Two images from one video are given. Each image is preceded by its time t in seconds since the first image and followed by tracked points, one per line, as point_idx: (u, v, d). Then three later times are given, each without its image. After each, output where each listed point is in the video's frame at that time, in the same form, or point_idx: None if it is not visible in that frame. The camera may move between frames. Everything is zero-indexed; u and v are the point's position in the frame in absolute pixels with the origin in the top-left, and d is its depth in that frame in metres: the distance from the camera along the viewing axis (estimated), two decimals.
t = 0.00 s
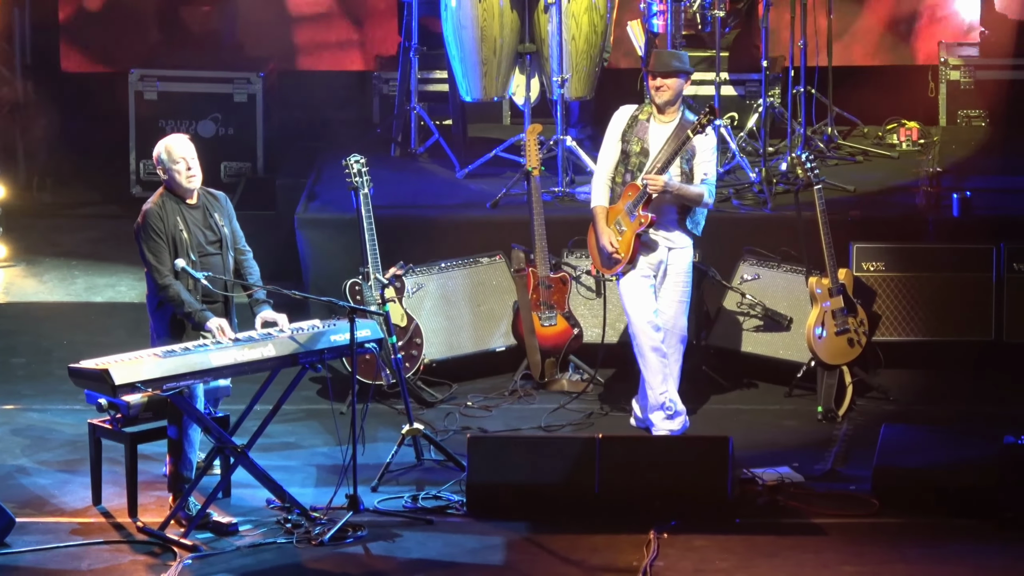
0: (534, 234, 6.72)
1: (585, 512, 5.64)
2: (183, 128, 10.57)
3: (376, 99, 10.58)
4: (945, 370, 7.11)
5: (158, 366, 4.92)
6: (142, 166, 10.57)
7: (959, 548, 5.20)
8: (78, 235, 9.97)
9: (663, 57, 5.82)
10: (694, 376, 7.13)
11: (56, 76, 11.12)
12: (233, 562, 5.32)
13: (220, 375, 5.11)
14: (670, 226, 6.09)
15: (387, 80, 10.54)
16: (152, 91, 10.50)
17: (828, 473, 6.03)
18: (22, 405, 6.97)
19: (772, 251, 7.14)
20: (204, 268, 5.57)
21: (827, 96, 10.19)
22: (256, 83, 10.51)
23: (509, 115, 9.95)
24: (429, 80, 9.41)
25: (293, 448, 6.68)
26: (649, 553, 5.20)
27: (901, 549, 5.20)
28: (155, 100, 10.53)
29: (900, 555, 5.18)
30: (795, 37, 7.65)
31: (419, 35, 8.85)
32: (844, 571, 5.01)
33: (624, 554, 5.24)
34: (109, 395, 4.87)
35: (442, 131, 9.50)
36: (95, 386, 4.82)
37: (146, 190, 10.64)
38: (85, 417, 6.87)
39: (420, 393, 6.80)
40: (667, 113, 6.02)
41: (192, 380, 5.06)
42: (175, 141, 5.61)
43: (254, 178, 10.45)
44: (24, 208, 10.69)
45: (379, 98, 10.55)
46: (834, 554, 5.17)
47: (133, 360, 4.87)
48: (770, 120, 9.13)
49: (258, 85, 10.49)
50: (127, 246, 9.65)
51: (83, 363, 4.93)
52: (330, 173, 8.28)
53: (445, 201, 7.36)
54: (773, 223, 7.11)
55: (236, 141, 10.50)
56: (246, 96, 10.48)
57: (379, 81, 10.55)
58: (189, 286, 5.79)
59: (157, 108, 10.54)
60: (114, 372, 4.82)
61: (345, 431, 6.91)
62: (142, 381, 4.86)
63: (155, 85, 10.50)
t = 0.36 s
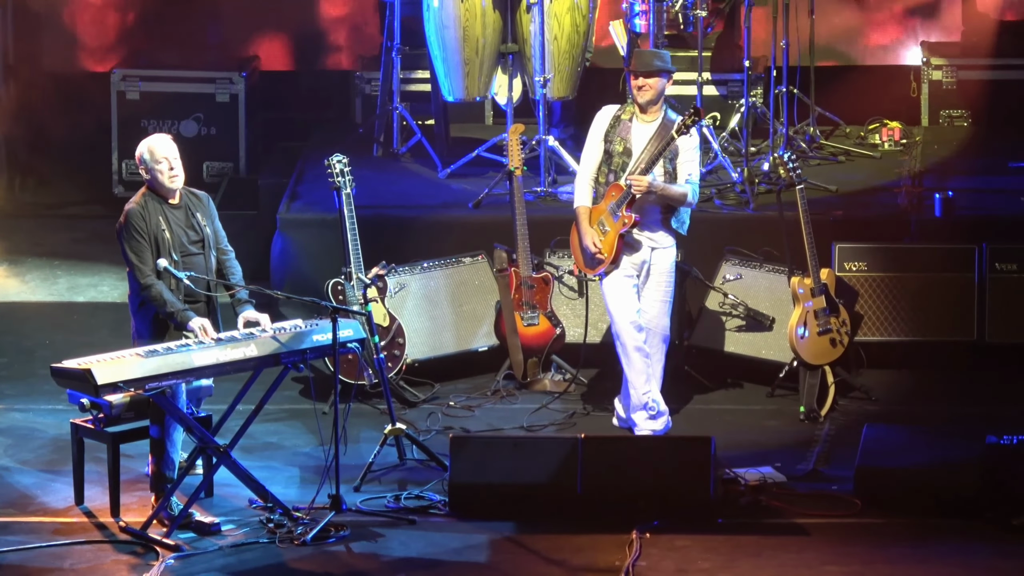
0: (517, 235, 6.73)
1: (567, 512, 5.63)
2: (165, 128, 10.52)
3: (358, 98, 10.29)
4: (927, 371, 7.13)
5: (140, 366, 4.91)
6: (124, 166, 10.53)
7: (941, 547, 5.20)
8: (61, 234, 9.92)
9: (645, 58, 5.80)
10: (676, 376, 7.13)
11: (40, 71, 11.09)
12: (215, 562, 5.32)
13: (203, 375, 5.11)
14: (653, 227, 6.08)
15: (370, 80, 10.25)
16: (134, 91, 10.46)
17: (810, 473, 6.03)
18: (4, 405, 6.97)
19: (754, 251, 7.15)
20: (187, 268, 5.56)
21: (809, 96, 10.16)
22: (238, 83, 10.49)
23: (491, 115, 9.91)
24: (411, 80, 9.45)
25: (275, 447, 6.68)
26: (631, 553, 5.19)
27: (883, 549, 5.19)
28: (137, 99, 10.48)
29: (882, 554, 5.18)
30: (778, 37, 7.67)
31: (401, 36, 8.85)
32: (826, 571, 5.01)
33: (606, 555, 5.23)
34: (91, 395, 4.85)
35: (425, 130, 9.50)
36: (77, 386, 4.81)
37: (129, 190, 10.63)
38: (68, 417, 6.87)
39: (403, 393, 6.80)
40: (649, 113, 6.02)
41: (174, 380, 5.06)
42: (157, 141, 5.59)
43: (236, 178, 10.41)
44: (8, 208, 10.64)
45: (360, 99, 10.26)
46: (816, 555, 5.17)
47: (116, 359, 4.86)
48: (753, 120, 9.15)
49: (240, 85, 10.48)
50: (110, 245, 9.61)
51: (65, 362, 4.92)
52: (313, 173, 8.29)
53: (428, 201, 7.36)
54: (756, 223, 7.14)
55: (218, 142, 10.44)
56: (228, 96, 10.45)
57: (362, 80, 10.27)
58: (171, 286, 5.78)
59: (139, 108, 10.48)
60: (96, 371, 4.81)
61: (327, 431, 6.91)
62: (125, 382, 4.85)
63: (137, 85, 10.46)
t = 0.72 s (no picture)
0: (502, 239, 6.73)
1: (552, 515, 5.62)
2: (151, 132, 10.49)
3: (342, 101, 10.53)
4: (912, 374, 7.13)
5: (126, 369, 4.90)
6: (109, 170, 10.51)
7: (927, 549, 5.19)
8: (47, 237, 9.90)
9: (631, 61, 5.78)
10: (662, 379, 7.13)
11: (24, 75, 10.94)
12: (200, 565, 5.30)
13: (188, 378, 5.09)
14: (643, 226, 6.08)
15: (354, 84, 10.46)
16: (119, 95, 10.44)
17: (795, 475, 6.02)
18: None
19: (739, 254, 7.17)
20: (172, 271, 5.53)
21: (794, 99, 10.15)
22: (224, 86, 10.41)
23: (477, 118, 9.91)
24: (393, 83, 9.46)
25: (261, 451, 6.68)
26: (616, 556, 5.18)
27: (869, 551, 5.18)
28: (122, 103, 10.46)
29: (868, 556, 5.16)
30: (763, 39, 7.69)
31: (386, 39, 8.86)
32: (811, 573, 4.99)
33: (591, 558, 5.21)
34: (76, 399, 4.83)
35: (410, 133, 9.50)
36: (62, 389, 4.79)
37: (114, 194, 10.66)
38: (53, 420, 6.87)
39: (388, 396, 6.81)
40: (636, 114, 6.00)
41: (160, 384, 5.04)
42: (142, 145, 5.54)
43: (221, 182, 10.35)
44: None
45: (346, 103, 10.53)
46: (802, 557, 5.15)
47: (102, 363, 4.84)
48: (738, 123, 9.18)
49: (225, 89, 10.41)
50: (96, 248, 9.59)
51: (51, 366, 4.90)
52: (298, 176, 8.29)
53: (413, 204, 7.37)
54: (741, 226, 7.14)
55: (204, 144, 10.41)
56: (213, 100, 10.38)
57: (348, 83, 10.49)
58: (156, 289, 5.75)
59: (125, 112, 10.46)
60: (81, 375, 4.79)
61: (313, 434, 6.91)
62: (110, 385, 4.83)
63: (122, 89, 10.44)
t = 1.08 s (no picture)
0: (489, 241, 6.73)
1: (538, 518, 5.60)
2: (138, 134, 10.54)
3: (329, 103, 10.66)
4: (898, 378, 7.14)
5: (112, 372, 4.86)
6: (96, 172, 10.51)
7: (914, 552, 5.16)
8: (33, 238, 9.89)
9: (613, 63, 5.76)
10: (649, 382, 7.14)
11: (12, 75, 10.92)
12: (185, 569, 5.29)
13: (175, 381, 5.06)
14: (633, 224, 6.06)
15: (342, 87, 10.64)
16: (105, 97, 10.45)
17: (781, 479, 6.01)
18: None
19: (726, 257, 7.18)
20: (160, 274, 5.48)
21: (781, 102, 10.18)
22: (209, 88, 10.49)
23: (463, 120, 9.90)
24: (380, 85, 9.44)
25: (247, 454, 6.67)
26: (602, 559, 5.15)
27: (855, 554, 5.16)
28: (109, 105, 10.48)
29: (854, 559, 5.14)
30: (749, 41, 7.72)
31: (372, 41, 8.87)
32: None
33: (577, 561, 5.19)
34: (63, 401, 4.80)
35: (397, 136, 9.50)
36: (50, 392, 4.76)
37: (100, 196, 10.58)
38: (38, 423, 6.89)
39: (375, 399, 6.81)
40: (620, 113, 5.97)
41: (146, 386, 5.01)
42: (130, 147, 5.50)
43: (208, 183, 10.42)
44: None
45: (333, 105, 10.64)
46: (788, 561, 5.13)
47: (88, 365, 4.81)
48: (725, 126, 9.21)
49: (211, 91, 10.48)
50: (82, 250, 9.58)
51: (38, 369, 4.86)
52: (285, 178, 8.30)
53: (399, 206, 7.38)
54: (727, 229, 7.16)
55: (190, 147, 10.45)
56: (200, 102, 10.44)
57: (334, 85, 10.66)
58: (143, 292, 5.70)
59: (111, 114, 10.48)
60: (68, 378, 4.75)
61: (299, 437, 6.91)
62: (97, 388, 4.80)
63: (109, 91, 10.45)
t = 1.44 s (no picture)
0: (473, 246, 6.74)
1: (523, 523, 5.55)
2: (122, 139, 10.45)
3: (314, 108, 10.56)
4: (881, 383, 7.15)
5: (96, 376, 4.83)
6: (81, 176, 10.38)
7: (899, 558, 5.14)
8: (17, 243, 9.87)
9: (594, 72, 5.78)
10: (633, 386, 7.16)
11: None
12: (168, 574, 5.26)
13: (159, 386, 5.03)
14: (615, 231, 6.07)
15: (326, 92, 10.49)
16: (89, 101, 10.39)
17: (765, 484, 5.99)
18: None
19: (710, 262, 7.20)
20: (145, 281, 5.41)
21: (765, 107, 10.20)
22: (195, 93, 10.41)
23: (447, 125, 9.91)
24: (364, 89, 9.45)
25: (232, 459, 6.66)
26: (586, 565, 5.14)
27: (840, 560, 5.14)
28: (93, 110, 10.41)
29: (839, 565, 5.12)
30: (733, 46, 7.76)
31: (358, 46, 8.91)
32: None
33: (561, 567, 5.17)
34: (47, 406, 4.78)
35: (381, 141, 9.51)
36: (33, 397, 4.75)
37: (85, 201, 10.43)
38: (22, 427, 6.92)
39: (359, 403, 6.81)
40: (601, 120, 5.99)
41: (130, 391, 4.99)
42: (122, 152, 5.46)
43: (192, 188, 10.33)
44: None
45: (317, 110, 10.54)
46: (773, 566, 5.11)
47: (72, 370, 4.79)
48: (709, 131, 9.24)
49: (196, 96, 10.40)
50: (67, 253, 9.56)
51: (22, 374, 4.85)
52: (270, 182, 8.32)
53: (384, 211, 7.40)
54: (711, 234, 7.19)
55: (174, 152, 10.37)
56: (184, 107, 10.38)
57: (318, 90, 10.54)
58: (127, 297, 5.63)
59: (94, 119, 10.41)
60: (52, 383, 4.73)
61: (283, 442, 6.91)
62: (80, 393, 4.78)
63: (93, 95, 10.40)
